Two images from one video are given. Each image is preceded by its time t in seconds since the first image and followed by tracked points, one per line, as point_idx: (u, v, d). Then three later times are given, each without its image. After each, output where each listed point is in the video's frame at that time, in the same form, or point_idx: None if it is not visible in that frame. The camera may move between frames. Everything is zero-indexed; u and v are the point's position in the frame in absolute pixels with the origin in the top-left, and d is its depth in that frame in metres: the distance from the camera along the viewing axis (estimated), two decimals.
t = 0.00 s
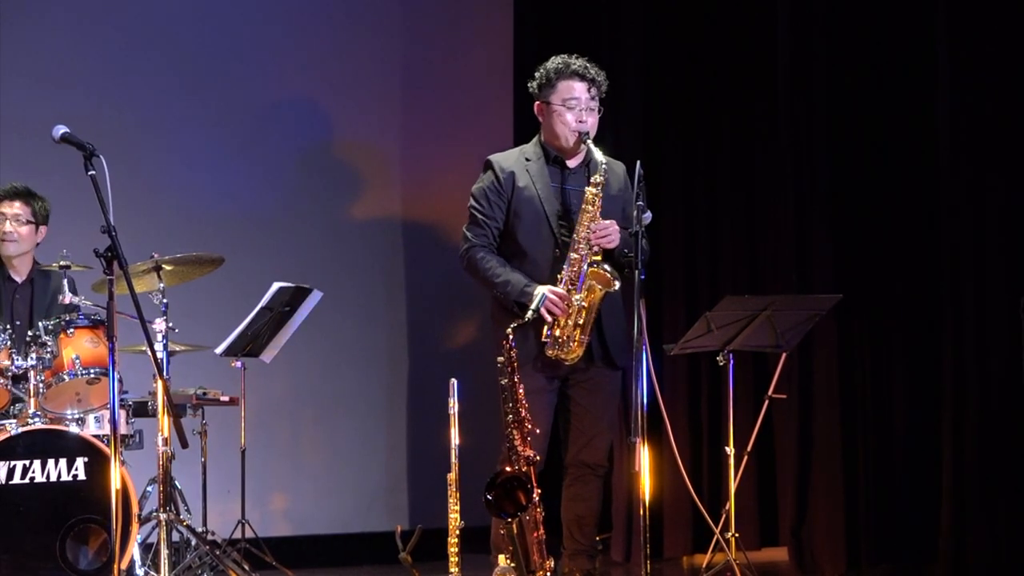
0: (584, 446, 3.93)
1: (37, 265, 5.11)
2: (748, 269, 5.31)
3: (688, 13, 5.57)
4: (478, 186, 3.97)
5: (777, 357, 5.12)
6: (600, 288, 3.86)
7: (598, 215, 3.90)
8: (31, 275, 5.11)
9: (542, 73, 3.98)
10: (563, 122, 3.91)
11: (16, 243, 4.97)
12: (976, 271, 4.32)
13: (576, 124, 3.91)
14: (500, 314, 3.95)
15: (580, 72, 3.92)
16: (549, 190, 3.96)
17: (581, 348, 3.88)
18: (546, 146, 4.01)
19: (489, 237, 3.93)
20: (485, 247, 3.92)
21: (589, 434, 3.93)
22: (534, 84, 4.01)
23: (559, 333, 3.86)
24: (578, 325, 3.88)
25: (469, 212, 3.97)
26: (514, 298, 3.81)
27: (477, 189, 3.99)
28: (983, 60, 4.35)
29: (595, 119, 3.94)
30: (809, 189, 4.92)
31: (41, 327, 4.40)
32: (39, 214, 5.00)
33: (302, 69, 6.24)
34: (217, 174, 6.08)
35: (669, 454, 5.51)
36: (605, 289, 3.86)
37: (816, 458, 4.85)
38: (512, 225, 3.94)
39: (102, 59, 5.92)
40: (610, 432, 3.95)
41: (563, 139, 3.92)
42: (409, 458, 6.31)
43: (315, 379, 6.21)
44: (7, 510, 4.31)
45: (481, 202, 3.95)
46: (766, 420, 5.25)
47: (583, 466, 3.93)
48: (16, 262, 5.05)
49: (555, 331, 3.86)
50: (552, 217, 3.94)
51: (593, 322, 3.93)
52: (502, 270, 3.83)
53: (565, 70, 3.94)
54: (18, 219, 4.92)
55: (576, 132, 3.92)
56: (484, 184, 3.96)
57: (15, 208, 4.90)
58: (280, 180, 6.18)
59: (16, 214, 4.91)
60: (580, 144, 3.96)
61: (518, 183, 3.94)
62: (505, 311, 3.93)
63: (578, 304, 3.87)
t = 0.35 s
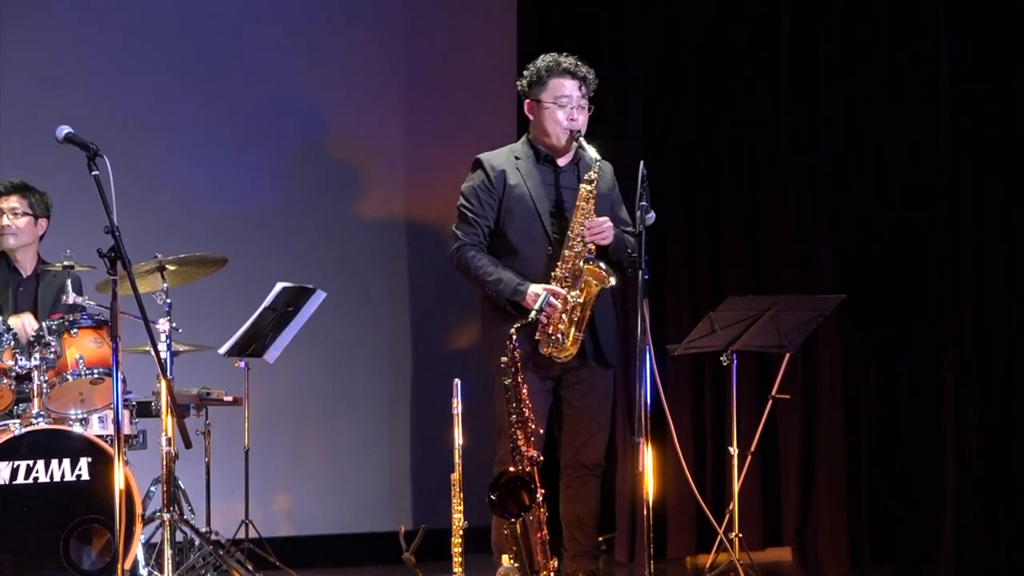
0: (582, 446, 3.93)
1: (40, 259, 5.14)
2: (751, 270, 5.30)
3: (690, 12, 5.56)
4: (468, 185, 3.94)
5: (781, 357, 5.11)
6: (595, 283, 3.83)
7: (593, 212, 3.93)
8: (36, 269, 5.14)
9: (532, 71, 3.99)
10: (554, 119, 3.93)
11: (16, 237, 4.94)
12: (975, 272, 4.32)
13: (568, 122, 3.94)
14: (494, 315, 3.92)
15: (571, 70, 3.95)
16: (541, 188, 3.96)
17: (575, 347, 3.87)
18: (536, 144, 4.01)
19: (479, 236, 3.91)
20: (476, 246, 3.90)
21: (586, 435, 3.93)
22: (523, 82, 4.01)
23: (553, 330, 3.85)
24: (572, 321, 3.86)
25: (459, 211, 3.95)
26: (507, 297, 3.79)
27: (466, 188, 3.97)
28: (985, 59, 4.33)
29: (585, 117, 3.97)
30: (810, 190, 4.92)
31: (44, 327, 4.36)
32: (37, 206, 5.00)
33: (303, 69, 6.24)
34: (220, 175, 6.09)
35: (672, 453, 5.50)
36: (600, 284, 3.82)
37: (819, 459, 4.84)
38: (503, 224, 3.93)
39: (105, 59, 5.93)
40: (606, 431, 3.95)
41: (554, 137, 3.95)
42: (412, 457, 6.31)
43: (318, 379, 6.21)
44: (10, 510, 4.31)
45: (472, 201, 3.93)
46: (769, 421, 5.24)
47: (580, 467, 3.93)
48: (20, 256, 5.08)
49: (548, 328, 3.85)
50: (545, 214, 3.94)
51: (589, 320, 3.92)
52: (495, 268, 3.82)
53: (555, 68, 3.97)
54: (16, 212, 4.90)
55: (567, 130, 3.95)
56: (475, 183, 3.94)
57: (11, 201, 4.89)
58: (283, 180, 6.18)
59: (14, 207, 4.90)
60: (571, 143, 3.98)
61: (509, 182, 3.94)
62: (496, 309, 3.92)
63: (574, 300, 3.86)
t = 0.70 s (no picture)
0: (590, 447, 3.91)
1: (55, 263, 5.11)
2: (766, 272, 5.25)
3: (703, 9, 5.53)
4: (470, 185, 3.92)
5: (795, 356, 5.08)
6: (603, 283, 3.87)
7: (598, 211, 3.89)
8: (50, 273, 5.12)
9: (533, 71, 3.97)
10: (556, 119, 3.92)
11: (29, 246, 4.95)
12: (989, 270, 4.28)
13: (569, 121, 3.92)
14: (501, 315, 3.90)
15: (572, 69, 3.94)
16: (543, 187, 3.94)
17: (582, 347, 3.87)
18: (537, 143, 3.99)
19: (482, 236, 3.87)
20: (479, 246, 3.86)
21: (593, 436, 3.92)
22: (524, 81, 4.00)
23: (559, 330, 3.85)
24: (579, 322, 3.87)
25: (460, 210, 3.92)
26: (512, 297, 3.77)
27: (468, 188, 3.94)
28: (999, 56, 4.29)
29: (587, 116, 3.96)
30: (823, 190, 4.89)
31: (58, 327, 4.39)
32: (53, 215, 4.98)
33: (314, 68, 6.23)
34: (233, 174, 6.09)
35: (686, 453, 5.50)
36: (608, 284, 3.87)
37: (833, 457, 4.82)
38: (506, 224, 3.91)
39: (119, 60, 5.94)
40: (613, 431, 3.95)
41: (556, 136, 3.93)
42: (426, 457, 6.30)
43: (330, 380, 6.20)
44: (24, 510, 4.29)
45: (473, 200, 3.90)
46: (784, 420, 5.21)
47: (589, 467, 3.92)
48: (35, 262, 5.05)
49: (554, 328, 3.86)
50: (548, 214, 3.92)
51: (595, 321, 3.92)
52: (499, 269, 3.80)
53: (556, 67, 3.95)
54: (30, 222, 4.91)
55: (569, 129, 3.93)
56: (476, 183, 3.91)
57: (28, 211, 4.91)
58: (295, 180, 6.18)
59: (28, 216, 4.91)
60: (573, 143, 3.96)
61: (512, 182, 3.92)
62: (499, 309, 3.90)
63: (582, 300, 3.86)
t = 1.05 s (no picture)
0: (616, 447, 3.86)
1: (83, 260, 5.11)
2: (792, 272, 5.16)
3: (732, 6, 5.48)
4: (489, 185, 3.87)
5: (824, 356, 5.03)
6: (625, 286, 3.85)
7: (619, 214, 3.88)
8: (78, 268, 5.12)
9: (552, 71, 3.93)
10: (577, 120, 3.88)
11: (59, 239, 4.94)
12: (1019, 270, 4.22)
13: (590, 122, 3.89)
14: (519, 316, 3.87)
15: (593, 70, 3.89)
16: (563, 189, 3.91)
17: (602, 350, 3.82)
18: (555, 144, 3.96)
19: (501, 236, 3.83)
20: (498, 246, 3.82)
21: (617, 436, 3.87)
22: (542, 82, 3.95)
23: (580, 332, 3.79)
24: (601, 324, 3.82)
25: (479, 210, 3.87)
26: (531, 298, 3.74)
27: (487, 188, 3.89)
28: None
29: (607, 117, 3.93)
30: (849, 189, 4.83)
31: (86, 327, 4.31)
32: (83, 209, 4.97)
33: (339, 69, 6.23)
34: (260, 175, 6.10)
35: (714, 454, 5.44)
36: (630, 287, 3.86)
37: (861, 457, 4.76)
38: (525, 225, 3.87)
39: (147, 61, 5.95)
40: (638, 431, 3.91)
41: (577, 137, 3.90)
42: (453, 456, 6.30)
43: (357, 379, 6.20)
44: (51, 509, 4.24)
45: (493, 201, 3.85)
46: (812, 420, 5.15)
47: (617, 468, 3.87)
48: (63, 256, 5.05)
49: (575, 329, 3.79)
50: (569, 216, 3.90)
51: (615, 324, 3.89)
52: (519, 270, 3.76)
53: (576, 68, 3.91)
54: (61, 213, 4.90)
55: (589, 131, 3.90)
56: (496, 183, 3.87)
57: (58, 203, 4.90)
58: (322, 180, 6.18)
59: (59, 208, 4.90)
60: (593, 144, 3.93)
61: (532, 183, 3.88)
62: (518, 309, 3.88)
63: (604, 302, 3.83)
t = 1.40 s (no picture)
0: (642, 447, 3.83)
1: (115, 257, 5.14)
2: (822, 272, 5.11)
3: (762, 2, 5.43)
4: (514, 184, 3.84)
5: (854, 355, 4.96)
6: (649, 288, 3.82)
7: (645, 216, 3.87)
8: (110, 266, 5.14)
9: (578, 72, 3.91)
10: (603, 122, 3.86)
11: (93, 237, 4.95)
12: None
13: (616, 124, 3.87)
14: (543, 315, 3.82)
15: (619, 72, 3.87)
16: (588, 190, 3.88)
17: (625, 352, 3.80)
18: (581, 145, 3.93)
19: (525, 236, 3.80)
20: (522, 246, 3.78)
21: (643, 435, 3.84)
22: (568, 83, 3.93)
23: (604, 334, 3.75)
24: (625, 326, 3.79)
25: (503, 209, 3.84)
26: (554, 298, 3.71)
27: (512, 187, 3.87)
28: None
29: (633, 119, 3.91)
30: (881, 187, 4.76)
31: (116, 326, 4.27)
32: (116, 207, 5.04)
33: (367, 69, 6.23)
34: (289, 174, 6.09)
35: (744, 453, 5.39)
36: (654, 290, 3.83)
37: (892, 458, 4.69)
38: (550, 225, 3.84)
39: (176, 60, 5.94)
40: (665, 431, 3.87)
41: (603, 139, 3.88)
42: (482, 456, 6.28)
43: (385, 380, 6.19)
44: (80, 509, 4.21)
45: (518, 200, 3.82)
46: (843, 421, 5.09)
47: (645, 468, 3.83)
48: (96, 254, 5.07)
49: (599, 330, 3.75)
50: (594, 217, 3.87)
51: (638, 326, 3.86)
52: (544, 271, 3.73)
53: (604, 69, 3.89)
54: (96, 211, 4.94)
55: (615, 132, 3.88)
56: (521, 182, 3.84)
57: (91, 201, 4.94)
58: (351, 179, 6.18)
59: (94, 205, 4.94)
60: (619, 146, 3.92)
61: (557, 183, 3.85)
62: (541, 309, 3.83)
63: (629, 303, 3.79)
